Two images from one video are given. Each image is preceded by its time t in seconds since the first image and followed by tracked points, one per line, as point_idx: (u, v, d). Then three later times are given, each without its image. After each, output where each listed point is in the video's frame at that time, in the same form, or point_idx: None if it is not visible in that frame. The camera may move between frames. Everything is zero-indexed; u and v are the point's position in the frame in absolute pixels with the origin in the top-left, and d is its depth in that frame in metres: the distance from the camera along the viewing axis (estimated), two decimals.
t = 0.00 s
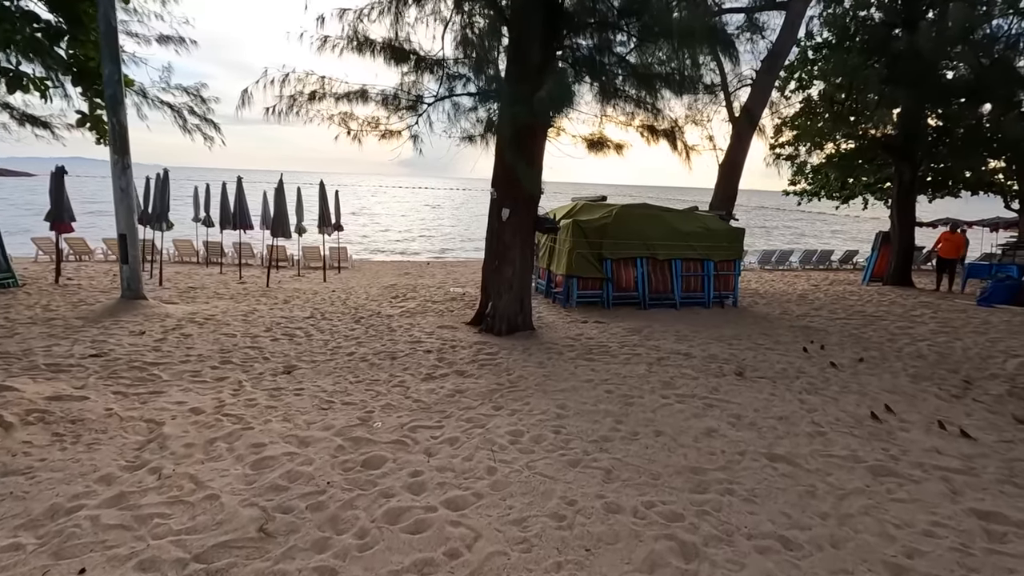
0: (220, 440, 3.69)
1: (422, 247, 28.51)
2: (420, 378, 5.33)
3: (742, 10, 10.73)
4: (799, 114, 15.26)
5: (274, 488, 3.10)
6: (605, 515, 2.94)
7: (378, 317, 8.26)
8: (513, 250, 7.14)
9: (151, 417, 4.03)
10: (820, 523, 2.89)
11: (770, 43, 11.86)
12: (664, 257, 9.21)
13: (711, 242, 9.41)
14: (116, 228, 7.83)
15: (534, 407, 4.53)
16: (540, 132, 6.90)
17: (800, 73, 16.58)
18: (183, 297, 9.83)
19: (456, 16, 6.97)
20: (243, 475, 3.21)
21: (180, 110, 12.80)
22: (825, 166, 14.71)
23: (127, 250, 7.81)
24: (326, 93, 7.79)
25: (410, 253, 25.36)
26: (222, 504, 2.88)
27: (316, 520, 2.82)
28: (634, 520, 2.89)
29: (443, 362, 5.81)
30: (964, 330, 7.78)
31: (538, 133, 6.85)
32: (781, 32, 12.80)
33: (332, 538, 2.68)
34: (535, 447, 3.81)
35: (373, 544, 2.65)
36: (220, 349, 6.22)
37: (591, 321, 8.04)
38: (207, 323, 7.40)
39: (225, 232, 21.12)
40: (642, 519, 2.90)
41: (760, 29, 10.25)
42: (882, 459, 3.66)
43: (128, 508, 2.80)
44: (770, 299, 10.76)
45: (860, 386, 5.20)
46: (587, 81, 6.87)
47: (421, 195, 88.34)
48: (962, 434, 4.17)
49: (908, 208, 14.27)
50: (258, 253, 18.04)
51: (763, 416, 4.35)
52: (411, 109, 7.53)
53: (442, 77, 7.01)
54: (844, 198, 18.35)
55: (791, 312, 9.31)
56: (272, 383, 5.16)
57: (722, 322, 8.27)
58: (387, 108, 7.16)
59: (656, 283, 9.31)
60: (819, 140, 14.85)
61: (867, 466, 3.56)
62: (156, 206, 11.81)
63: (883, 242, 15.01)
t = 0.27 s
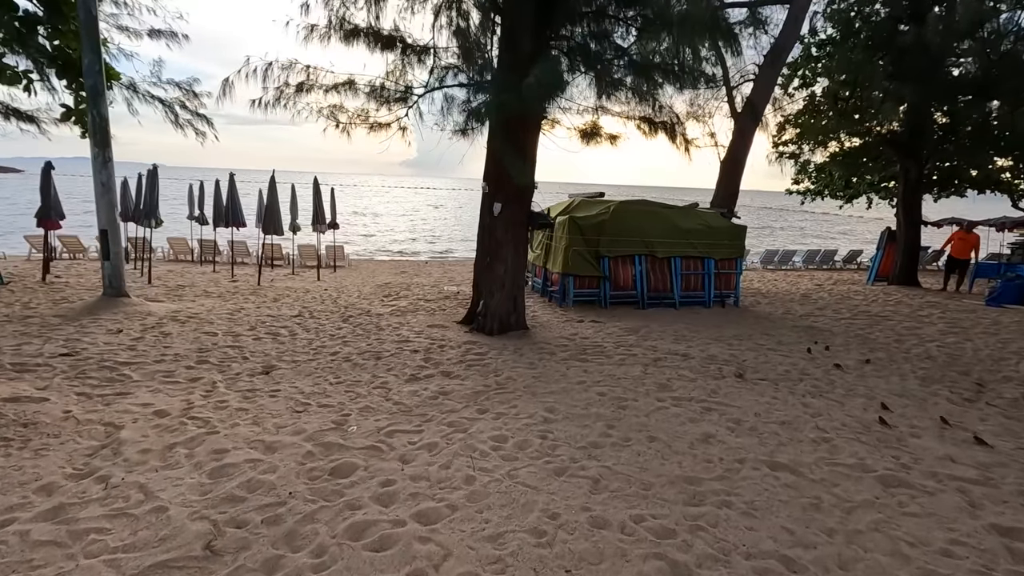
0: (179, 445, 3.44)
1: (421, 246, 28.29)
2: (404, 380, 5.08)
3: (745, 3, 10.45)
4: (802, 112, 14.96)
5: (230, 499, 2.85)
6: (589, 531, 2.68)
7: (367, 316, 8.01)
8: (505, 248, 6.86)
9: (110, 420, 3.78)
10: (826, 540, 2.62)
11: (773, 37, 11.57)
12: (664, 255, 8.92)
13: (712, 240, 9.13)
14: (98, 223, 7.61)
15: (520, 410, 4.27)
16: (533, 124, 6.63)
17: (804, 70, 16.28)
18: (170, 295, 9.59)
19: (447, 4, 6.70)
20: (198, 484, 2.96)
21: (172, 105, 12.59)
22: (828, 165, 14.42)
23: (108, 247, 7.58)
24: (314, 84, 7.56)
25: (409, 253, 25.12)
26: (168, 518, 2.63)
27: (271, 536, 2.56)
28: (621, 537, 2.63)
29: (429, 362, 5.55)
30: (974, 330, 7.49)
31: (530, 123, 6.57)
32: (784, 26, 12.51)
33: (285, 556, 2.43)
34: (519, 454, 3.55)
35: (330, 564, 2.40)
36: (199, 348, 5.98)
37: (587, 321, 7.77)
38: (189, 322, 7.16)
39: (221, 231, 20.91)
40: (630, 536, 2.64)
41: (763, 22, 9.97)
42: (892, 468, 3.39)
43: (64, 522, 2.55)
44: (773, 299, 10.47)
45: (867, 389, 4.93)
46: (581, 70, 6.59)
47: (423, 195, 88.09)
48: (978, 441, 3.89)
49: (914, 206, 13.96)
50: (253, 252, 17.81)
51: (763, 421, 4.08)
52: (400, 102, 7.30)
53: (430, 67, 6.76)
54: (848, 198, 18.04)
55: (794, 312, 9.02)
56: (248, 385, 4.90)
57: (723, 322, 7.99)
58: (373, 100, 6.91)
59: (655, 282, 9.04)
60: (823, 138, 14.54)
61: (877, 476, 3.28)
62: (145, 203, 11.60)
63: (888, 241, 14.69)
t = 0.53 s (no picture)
0: (124, 463, 3.14)
1: (420, 247, 28.01)
2: (382, 387, 4.78)
3: None
4: (806, 109, 14.59)
5: (167, 527, 2.55)
6: (566, 565, 2.38)
7: (353, 318, 7.72)
8: (495, 247, 6.55)
9: (56, 434, 3.49)
10: None
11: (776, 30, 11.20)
12: (663, 255, 8.61)
13: (713, 239, 8.80)
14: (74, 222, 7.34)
15: (502, 421, 3.96)
16: (522, 117, 6.32)
17: (808, 67, 15.90)
18: (154, 296, 9.32)
19: None
20: (134, 509, 2.66)
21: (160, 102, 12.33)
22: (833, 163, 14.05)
23: (85, 246, 7.32)
24: (298, 78, 7.27)
25: (407, 253, 24.84)
26: (91, 551, 2.33)
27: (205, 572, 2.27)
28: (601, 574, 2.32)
29: (411, 368, 5.25)
30: (987, 333, 7.15)
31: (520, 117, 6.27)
32: (789, 20, 12.15)
33: None
34: (496, 472, 3.25)
35: None
36: (171, 353, 5.69)
37: (582, 323, 7.46)
38: (166, 324, 6.88)
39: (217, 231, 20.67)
40: (612, 572, 2.34)
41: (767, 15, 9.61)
42: (907, 489, 3.07)
43: None
44: (776, 300, 10.14)
45: (877, 397, 4.60)
46: (575, 61, 6.24)
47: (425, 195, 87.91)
48: (1000, 457, 3.57)
49: (922, 205, 13.58)
50: (247, 252, 17.55)
51: (765, 434, 3.76)
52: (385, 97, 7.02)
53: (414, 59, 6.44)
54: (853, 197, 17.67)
55: (798, 313, 8.68)
56: (215, 393, 4.61)
57: (724, 324, 7.67)
58: (356, 95, 6.62)
59: (653, 282, 8.71)
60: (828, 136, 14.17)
61: (890, 499, 2.97)
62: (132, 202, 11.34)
63: (895, 240, 14.32)
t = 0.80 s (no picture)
0: (74, 482, 2.91)
1: (422, 248, 27.81)
2: (366, 396, 4.53)
3: None
4: (813, 107, 14.24)
5: (108, 558, 2.31)
6: None
7: (344, 321, 7.48)
8: (489, 248, 6.29)
9: (8, 449, 3.26)
10: None
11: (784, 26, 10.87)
12: (665, 256, 8.33)
13: (718, 240, 8.50)
14: (57, 222, 7.14)
15: (489, 434, 3.70)
16: (517, 113, 6.09)
17: (815, 65, 15.55)
18: (143, 298, 9.13)
19: None
20: (75, 537, 2.42)
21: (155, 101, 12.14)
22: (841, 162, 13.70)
23: (68, 247, 7.11)
24: (286, 74, 7.02)
25: (408, 254, 24.64)
26: None
27: None
28: None
29: (398, 375, 5.00)
30: (1005, 338, 6.83)
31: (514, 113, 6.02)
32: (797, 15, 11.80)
33: None
34: (478, 492, 2.99)
35: None
36: (150, 358, 5.46)
37: (580, 327, 7.19)
38: (150, 328, 6.66)
39: (217, 232, 20.53)
40: None
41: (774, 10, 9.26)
42: (930, 515, 2.79)
43: None
44: (783, 302, 9.83)
45: (892, 408, 4.31)
46: (573, 55, 6.01)
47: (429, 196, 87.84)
48: None
49: (933, 205, 13.23)
50: (246, 253, 17.37)
51: (772, 450, 3.48)
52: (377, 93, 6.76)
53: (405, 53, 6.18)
54: (861, 197, 17.31)
55: (805, 317, 8.38)
56: (189, 402, 4.37)
57: (728, 328, 7.38)
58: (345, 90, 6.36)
59: (655, 284, 8.43)
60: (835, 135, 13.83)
61: (911, 526, 2.69)
62: (125, 202, 11.17)
63: (906, 241, 13.97)
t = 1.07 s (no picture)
0: (24, 507, 2.68)
1: (425, 247, 27.61)
2: (352, 407, 4.28)
3: None
4: (823, 104, 13.87)
5: None
6: None
7: (338, 325, 7.26)
8: (485, 249, 6.02)
9: None
10: None
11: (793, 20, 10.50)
12: (669, 257, 8.05)
13: (725, 240, 8.20)
14: (43, 222, 6.95)
15: (479, 451, 3.45)
16: (513, 109, 5.85)
17: (825, 61, 15.16)
18: (136, 299, 8.94)
19: None
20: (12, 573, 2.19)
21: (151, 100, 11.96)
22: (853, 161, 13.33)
23: (54, 248, 6.92)
24: (278, 69, 6.74)
25: (411, 253, 24.43)
26: None
27: None
28: None
29: (388, 383, 4.75)
30: None
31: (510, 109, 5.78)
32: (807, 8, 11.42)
33: None
34: (462, 519, 2.74)
35: None
36: (131, 364, 5.24)
37: (581, 331, 6.93)
38: (136, 332, 6.45)
39: (218, 232, 20.39)
40: None
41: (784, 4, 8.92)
42: (961, 548, 2.52)
43: None
44: (792, 304, 9.52)
45: (913, 422, 4.02)
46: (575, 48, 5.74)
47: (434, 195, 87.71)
48: None
49: (948, 203, 12.85)
50: (246, 253, 17.20)
51: (784, 471, 3.21)
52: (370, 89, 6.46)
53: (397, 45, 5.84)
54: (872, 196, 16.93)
55: (816, 320, 8.07)
56: (165, 413, 4.14)
57: (735, 332, 7.10)
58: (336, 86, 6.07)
59: (660, 286, 8.15)
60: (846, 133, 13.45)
61: (941, 561, 2.42)
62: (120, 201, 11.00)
63: (918, 240, 13.60)
